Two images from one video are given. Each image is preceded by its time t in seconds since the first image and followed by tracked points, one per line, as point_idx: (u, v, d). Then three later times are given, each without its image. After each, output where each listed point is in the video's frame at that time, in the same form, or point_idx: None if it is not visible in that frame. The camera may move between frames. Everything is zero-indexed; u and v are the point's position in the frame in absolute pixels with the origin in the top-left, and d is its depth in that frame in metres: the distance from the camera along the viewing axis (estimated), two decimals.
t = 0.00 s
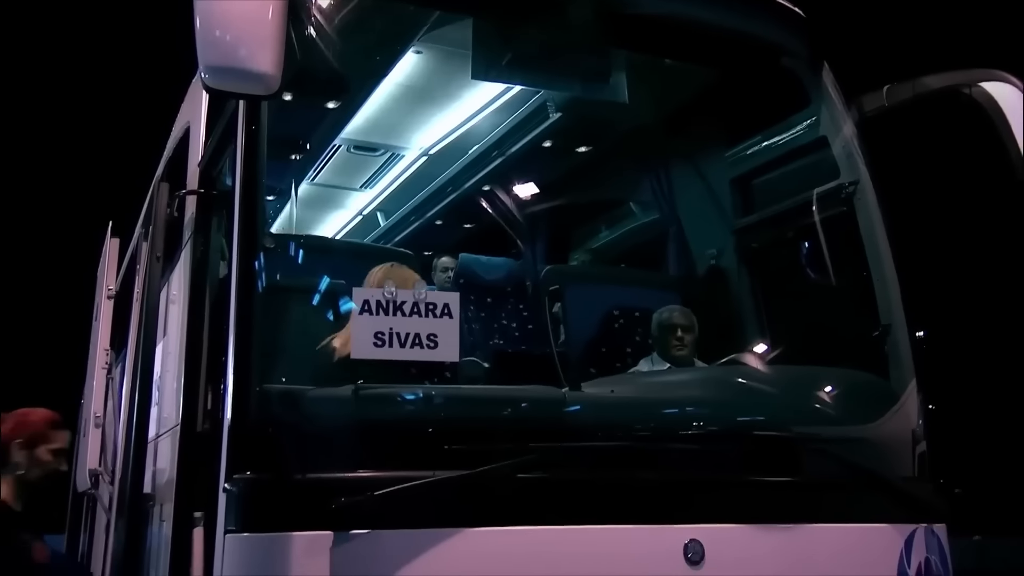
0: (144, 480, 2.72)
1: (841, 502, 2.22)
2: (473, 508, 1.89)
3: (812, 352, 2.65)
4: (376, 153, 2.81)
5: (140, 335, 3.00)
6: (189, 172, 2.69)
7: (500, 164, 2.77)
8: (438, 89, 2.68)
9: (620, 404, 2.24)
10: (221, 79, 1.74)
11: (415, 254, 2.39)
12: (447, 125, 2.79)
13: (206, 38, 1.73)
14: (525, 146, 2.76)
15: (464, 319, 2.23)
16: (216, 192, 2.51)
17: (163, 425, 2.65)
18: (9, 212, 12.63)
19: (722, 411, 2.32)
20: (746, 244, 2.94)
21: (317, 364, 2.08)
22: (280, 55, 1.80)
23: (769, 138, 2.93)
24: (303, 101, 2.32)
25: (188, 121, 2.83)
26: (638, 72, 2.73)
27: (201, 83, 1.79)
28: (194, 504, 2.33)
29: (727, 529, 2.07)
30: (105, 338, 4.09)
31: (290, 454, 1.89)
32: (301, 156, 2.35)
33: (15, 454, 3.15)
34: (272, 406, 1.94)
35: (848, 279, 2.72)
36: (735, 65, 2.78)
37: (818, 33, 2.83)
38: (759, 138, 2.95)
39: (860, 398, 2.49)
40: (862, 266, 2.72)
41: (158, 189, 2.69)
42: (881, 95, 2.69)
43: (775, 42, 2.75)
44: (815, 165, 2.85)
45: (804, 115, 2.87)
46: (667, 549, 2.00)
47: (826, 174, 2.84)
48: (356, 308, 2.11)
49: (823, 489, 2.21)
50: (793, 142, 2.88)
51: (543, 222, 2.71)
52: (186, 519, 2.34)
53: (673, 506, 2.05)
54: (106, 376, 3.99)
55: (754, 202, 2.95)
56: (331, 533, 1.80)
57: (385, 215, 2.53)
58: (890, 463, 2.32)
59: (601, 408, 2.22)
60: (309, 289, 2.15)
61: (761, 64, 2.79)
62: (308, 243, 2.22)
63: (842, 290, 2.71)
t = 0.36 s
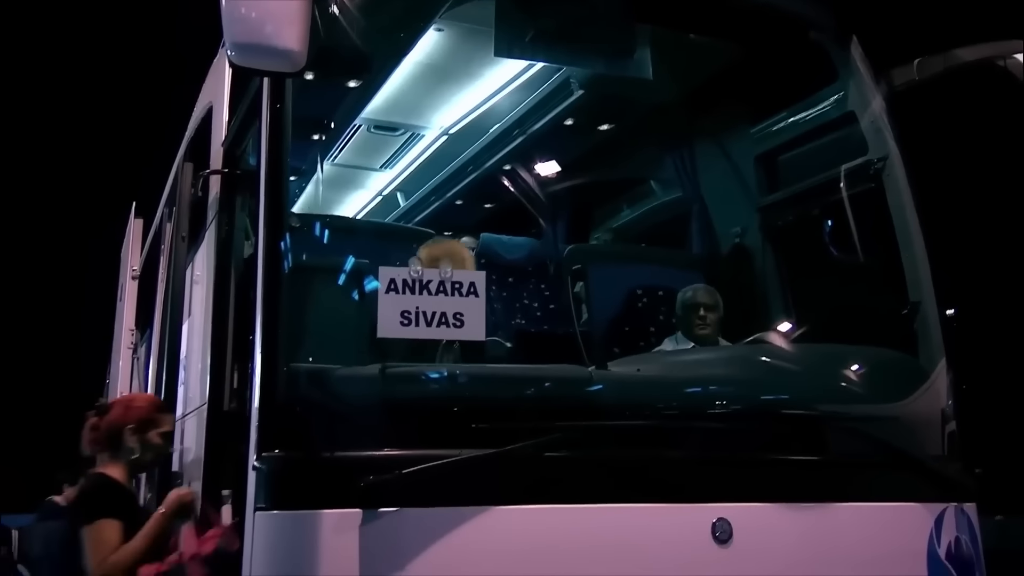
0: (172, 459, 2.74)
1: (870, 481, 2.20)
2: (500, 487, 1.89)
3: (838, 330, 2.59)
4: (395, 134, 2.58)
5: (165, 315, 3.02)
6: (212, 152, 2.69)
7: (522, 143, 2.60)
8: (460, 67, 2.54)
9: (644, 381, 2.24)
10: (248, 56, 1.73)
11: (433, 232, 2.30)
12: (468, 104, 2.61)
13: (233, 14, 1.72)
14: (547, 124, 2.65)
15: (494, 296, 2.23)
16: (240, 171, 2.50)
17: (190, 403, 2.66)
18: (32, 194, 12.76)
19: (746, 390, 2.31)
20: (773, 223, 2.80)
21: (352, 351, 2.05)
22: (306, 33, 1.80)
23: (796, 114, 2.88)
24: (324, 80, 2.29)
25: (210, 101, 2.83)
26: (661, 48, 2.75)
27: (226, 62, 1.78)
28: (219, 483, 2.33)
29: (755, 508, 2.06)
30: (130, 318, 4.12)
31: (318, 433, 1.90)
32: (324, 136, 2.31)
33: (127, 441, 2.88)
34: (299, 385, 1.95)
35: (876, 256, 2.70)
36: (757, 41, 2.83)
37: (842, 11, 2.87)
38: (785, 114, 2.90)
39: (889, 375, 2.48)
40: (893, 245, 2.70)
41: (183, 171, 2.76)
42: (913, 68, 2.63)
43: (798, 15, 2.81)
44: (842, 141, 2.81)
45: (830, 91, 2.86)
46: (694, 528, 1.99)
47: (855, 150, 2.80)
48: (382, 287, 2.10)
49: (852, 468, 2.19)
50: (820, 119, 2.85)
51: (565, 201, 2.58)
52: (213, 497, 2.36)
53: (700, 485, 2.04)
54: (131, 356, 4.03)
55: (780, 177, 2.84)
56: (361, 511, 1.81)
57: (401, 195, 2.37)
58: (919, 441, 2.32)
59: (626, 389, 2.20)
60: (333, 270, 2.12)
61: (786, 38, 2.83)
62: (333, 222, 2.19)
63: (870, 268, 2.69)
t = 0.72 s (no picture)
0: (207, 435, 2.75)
1: (910, 456, 2.17)
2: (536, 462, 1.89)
3: (875, 304, 2.56)
4: (420, 110, 2.51)
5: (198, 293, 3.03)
6: (242, 128, 2.69)
7: (551, 118, 2.59)
8: (486, 39, 2.50)
9: (674, 356, 2.23)
10: (281, 28, 1.78)
11: (465, 209, 2.25)
12: (496, 79, 2.54)
13: None
14: (575, 99, 2.63)
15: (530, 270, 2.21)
16: (271, 147, 2.50)
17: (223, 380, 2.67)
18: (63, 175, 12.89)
19: (777, 364, 2.29)
20: (807, 195, 2.76)
21: (383, 329, 2.04)
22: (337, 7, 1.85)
23: (831, 85, 2.82)
24: (353, 56, 2.29)
25: (240, 77, 2.82)
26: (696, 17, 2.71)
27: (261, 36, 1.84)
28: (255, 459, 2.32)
29: (792, 483, 2.04)
30: (162, 296, 4.14)
31: (353, 408, 1.90)
32: (354, 112, 2.28)
33: (229, 412, 2.41)
34: (335, 361, 1.96)
35: (915, 229, 2.62)
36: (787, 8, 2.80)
37: None
38: (820, 84, 2.83)
39: (924, 350, 2.44)
40: (933, 217, 2.61)
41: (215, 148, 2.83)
42: (954, 35, 2.65)
43: None
44: (877, 112, 2.74)
45: (867, 61, 2.78)
46: (731, 503, 1.98)
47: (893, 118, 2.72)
48: (416, 262, 2.11)
49: (891, 443, 2.16)
50: (856, 89, 2.78)
51: (594, 176, 2.59)
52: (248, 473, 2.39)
53: (737, 460, 2.02)
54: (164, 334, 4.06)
55: (813, 150, 2.79)
56: (397, 485, 1.82)
57: (427, 172, 2.35)
58: (959, 417, 2.28)
59: (654, 363, 2.19)
60: (368, 245, 2.12)
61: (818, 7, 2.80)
62: (365, 198, 2.17)
63: (908, 241, 2.61)
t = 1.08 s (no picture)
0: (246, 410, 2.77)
1: (955, 431, 2.13)
2: (576, 437, 1.88)
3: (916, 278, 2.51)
4: (451, 84, 2.56)
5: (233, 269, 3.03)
6: (276, 103, 2.68)
7: (583, 91, 2.57)
8: (513, 13, 2.55)
9: (710, 331, 2.19)
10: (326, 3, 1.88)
11: (499, 183, 2.25)
12: (526, 52, 2.57)
13: None
14: (607, 71, 2.59)
15: (568, 241, 2.18)
16: (305, 123, 2.52)
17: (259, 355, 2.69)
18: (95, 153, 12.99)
19: (815, 339, 2.23)
20: (849, 164, 2.73)
21: (419, 303, 2.04)
22: None
23: (873, 52, 2.74)
24: (384, 30, 2.28)
25: (272, 52, 2.81)
26: None
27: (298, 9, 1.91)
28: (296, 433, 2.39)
29: (834, 458, 2.02)
30: (197, 273, 4.14)
31: (391, 383, 1.90)
32: (385, 87, 2.28)
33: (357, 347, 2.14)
34: (371, 337, 1.95)
35: (959, 201, 2.52)
36: None
37: None
38: (861, 52, 2.76)
39: (968, 324, 2.36)
40: (979, 186, 2.50)
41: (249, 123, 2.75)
42: None
43: None
44: (923, 78, 2.61)
45: (908, 29, 2.67)
46: (772, 479, 1.96)
47: (940, 86, 2.58)
48: (453, 237, 2.08)
49: (935, 418, 2.12)
50: (899, 56, 2.67)
51: (626, 148, 2.52)
52: (287, 448, 2.43)
53: (777, 436, 2.00)
54: (200, 310, 4.09)
55: (852, 120, 2.75)
56: (437, 460, 1.82)
57: (458, 147, 2.36)
58: (1005, 391, 2.19)
59: (687, 337, 2.15)
60: (403, 220, 2.11)
61: None
62: (401, 174, 2.17)
63: (952, 213, 2.52)
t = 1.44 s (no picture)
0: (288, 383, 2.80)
1: (1007, 405, 2.07)
2: (619, 410, 1.86)
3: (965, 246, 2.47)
4: (485, 57, 2.38)
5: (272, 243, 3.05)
6: (314, 77, 2.67)
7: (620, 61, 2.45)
8: None
9: (753, 301, 2.20)
10: None
11: (535, 156, 2.21)
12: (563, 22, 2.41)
13: None
14: (643, 42, 2.48)
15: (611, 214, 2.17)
16: (343, 96, 2.51)
17: (302, 329, 2.70)
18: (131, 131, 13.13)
19: (857, 311, 2.27)
20: (891, 136, 2.59)
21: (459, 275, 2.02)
22: None
23: (923, 16, 2.66)
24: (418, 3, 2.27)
25: (309, 25, 2.79)
26: None
27: None
28: (338, 405, 2.43)
29: (884, 433, 1.98)
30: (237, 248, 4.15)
31: (434, 356, 1.90)
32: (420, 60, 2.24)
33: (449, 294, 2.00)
34: (413, 311, 1.95)
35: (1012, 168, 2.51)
36: None
37: None
38: (911, 16, 2.67)
39: (1017, 296, 2.40)
40: None
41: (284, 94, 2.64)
42: None
43: None
44: (977, 42, 2.58)
45: None
46: (819, 453, 1.93)
47: (991, 52, 2.57)
48: (495, 208, 2.06)
49: (986, 392, 2.07)
50: (952, 19, 2.62)
51: (664, 120, 2.44)
52: (328, 422, 2.46)
53: (823, 410, 1.97)
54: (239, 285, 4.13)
55: (898, 88, 2.62)
56: (480, 434, 1.81)
57: (490, 120, 2.25)
58: None
59: (725, 310, 2.15)
60: (444, 194, 2.07)
61: None
62: (442, 148, 2.14)
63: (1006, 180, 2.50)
